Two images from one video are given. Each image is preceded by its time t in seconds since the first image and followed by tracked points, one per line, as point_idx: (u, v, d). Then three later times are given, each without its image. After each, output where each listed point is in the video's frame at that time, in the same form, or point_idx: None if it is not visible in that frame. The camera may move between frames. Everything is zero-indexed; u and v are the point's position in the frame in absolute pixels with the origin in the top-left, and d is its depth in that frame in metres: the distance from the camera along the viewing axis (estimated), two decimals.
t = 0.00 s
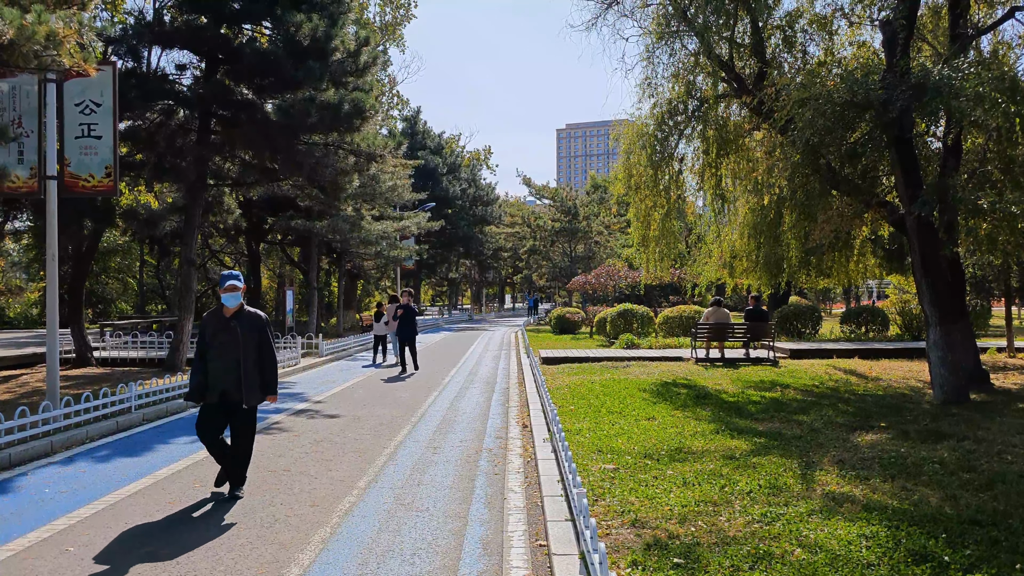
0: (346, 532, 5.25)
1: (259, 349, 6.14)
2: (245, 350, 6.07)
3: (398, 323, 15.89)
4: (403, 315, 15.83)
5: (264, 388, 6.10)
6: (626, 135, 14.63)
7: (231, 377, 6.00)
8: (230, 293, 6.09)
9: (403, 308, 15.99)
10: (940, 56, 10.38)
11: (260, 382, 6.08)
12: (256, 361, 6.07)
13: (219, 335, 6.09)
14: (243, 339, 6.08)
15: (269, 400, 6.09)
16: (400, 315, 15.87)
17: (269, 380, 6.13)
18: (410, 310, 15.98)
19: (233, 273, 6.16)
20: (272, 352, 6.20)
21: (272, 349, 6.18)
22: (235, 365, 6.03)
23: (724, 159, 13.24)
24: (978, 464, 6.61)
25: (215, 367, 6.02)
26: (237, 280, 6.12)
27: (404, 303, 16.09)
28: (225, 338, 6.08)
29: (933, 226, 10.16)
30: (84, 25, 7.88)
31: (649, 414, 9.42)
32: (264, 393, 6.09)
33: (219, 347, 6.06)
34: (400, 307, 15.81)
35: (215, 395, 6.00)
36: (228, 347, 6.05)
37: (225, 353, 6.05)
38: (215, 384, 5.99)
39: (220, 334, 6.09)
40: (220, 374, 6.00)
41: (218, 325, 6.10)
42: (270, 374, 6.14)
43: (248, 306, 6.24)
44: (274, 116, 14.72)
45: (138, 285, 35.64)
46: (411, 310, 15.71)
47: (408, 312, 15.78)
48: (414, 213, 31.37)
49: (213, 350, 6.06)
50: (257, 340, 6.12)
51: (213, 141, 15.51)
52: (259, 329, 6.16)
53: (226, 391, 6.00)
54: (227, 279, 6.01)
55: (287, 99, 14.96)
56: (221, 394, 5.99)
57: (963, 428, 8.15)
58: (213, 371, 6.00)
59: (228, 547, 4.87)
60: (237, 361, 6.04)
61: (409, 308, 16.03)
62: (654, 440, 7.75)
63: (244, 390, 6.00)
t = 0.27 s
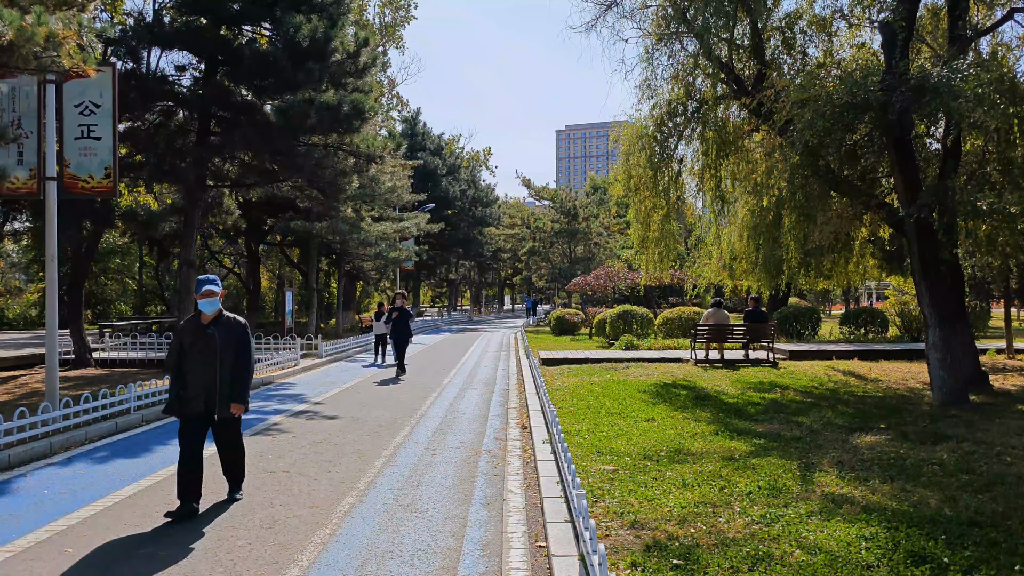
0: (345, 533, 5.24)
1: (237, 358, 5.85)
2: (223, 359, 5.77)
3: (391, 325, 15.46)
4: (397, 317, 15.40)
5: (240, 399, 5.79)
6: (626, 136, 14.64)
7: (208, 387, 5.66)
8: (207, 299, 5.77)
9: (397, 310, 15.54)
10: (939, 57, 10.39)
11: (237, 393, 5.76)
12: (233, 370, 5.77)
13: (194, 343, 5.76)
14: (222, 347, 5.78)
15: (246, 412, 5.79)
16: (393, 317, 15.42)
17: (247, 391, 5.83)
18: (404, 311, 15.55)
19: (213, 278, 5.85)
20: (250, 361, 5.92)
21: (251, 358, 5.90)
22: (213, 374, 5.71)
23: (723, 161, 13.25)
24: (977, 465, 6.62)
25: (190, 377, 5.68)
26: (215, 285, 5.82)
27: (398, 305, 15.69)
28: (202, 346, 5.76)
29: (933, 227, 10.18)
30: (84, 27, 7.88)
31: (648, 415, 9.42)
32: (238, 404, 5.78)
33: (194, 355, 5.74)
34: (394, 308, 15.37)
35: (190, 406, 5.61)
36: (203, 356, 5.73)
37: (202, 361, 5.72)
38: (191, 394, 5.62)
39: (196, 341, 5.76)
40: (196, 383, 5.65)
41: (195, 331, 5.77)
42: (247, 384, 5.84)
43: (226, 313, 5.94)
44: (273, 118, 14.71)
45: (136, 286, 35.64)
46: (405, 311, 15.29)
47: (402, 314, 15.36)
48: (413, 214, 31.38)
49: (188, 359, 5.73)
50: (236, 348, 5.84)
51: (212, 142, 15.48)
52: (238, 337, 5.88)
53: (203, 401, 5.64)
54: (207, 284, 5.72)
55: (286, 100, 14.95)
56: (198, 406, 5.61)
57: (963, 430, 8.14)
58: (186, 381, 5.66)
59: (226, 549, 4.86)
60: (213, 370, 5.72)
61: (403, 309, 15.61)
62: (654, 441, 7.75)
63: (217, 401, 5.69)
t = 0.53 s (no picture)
0: (346, 534, 5.24)
1: (216, 355, 5.49)
2: (199, 357, 5.42)
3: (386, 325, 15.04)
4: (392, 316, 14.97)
5: (220, 398, 5.41)
6: (626, 136, 14.64)
7: (184, 387, 5.33)
8: (181, 294, 5.44)
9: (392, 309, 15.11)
10: (939, 58, 10.38)
11: (216, 392, 5.40)
12: (212, 368, 5.41)
13: (171, 342, 5.44)
14: (198, 345, 5.43)
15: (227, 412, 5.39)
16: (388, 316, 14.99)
17: (227, 390, 5.43)
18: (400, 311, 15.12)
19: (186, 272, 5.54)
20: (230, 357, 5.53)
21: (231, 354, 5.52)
22: (189, 374, 5.37)
23: (723, 161, 13.25)
24: (978, 466, 6.61)
25: (166, 378, 5.35)
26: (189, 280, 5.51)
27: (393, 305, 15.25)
28: (178, 345, 5.42)
29: (933, 228, 10.16)
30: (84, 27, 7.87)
31: (648, 416, 9.42)
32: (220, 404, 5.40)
33: (171, 355, 5.41)
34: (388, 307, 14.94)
35: (168, 409, 5.29)
36: (180, 355, 5.40)
37: (179, 361, 5.39)
38: (168, 397, 5.30)
39: (172, 340, 5.44)
40: (171, 384, 5.33)
41: (170, 329, 5.44)
42: (227, 382, 5.45)
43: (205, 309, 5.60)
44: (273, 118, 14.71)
45: (137, 286, 35.69)
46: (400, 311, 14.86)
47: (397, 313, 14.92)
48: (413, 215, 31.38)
49: (165, 358, 5.41)
50: (213, 344, 5.47)
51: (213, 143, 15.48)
52: (216, 333, 5.52)
53: (179, 403, 5.31)
54: (178, 278, 5.40)
55: (286, 101, 14.94)
56: (174, 407, 5.29)
57: (963, 431, 8.14)
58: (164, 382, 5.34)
59: (226, 550, 4.86)
60: (190, 369, 5.38)
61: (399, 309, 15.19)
62: (654, 442, 7.75)
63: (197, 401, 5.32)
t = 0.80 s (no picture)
0: (346, 534, 5.24)
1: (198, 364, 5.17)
2: (181, 366, 5.08)
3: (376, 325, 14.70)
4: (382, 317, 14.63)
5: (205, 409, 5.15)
6: (627, 137, 14.63)
7: (164, 397, 4.99)
8: (162, 298, 5.04)
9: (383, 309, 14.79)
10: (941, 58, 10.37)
11: (200, 403, 5.12)
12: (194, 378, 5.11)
13: (149, 348, 5.07)
14: (180, 352, 5.09)
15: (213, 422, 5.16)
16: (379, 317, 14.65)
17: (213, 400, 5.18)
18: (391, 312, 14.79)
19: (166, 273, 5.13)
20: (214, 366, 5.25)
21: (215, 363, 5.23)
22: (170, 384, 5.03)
23: (725, 161, 13.23)
24: (979, 466, 6.60)
25: (144, 386, 5.00)
26: (170, 284, 5.10)
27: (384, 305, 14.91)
28: (157, 351, 5.06)
29: (934, 228, 10.14)
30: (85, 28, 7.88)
31: (649, 416, 9.41)
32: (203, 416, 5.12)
33: (150, 362, 5.05)
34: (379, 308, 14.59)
35: (146, 419, 4.97)
36: (159, 362, 5.05)
37: (158, 369, 5.04)
38: (146, 406, 4.97)
39: (150, 346, 5.07)
40: (150, 393, 4.98)
41: (149, 335, 5.08)
42: (212, 392, 5.19)
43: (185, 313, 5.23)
44: (274, 119, 14.72)
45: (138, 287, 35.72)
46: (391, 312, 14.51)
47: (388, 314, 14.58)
48: (415, 215, 31.38)
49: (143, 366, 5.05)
50: (197, 352, 5.15)
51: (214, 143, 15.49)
52: (199, 339, 5.20)
53: (160, 414, 4.98)
54: (161, 281, 5.00)
55: (288, 101, 14.95)
56: (155, 418, 4.96)
57: (964, 431, 8.13)
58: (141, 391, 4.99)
59: (227, 549, 4.86)
60: (170, 378, 5.04)
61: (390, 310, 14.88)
62: (655, 442, 7.75)
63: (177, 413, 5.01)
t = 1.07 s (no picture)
0: (347, 533, 5.24)
1: (175, 366, 4.88)
2: (157, 368, 4.81)
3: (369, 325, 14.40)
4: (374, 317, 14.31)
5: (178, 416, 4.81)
6: (628, 136, 14.63)
7: (137, 402, 4.73)
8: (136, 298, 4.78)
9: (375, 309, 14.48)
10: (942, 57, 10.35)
11: (174, 409, 4.80)
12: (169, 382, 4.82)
13: (124, 349, 4.81)
14: (155, 354, 4.81)
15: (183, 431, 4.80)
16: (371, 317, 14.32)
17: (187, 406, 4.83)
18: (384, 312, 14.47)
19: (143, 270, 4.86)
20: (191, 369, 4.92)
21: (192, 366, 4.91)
22: (143, 386, 4.77)
23: (725, 160, 13.22)
24: (979, 466, 6.59)
25: (119, 389, 4.76)
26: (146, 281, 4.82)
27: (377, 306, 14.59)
28: (132, 353, 4.81)
29: (935, 227, 10.11)
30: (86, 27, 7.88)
31: (650, 415, 9.41)
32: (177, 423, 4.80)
33: (124, 364, 4.80)
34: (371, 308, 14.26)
35: (118, 424, 4.71)
36: (133, 364, 4.79)
37: (132, 372, 4.79)
38: (119, 411, 4.71)
39: (125, 347, 4.81)
40: (123, 397, 4.73)
41: (124, 335, 4.83)
42: (187, 398, 4.86)
43: (164, 312, 4.96)
44: (274, 118, 14.71)
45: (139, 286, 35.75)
46: (384, 312, 14.20)
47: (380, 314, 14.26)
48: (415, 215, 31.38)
49: (118, 368, 4.81)
50: (173, 354, 4.86)
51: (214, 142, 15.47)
52: (177, 340, 4.90)
53: (132, 418, 4.73)
54: (132, 277, 4.73)
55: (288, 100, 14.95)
56: (126, 422, 4.71)
57: (965, 430, 8.12)
58: (115, 395, 4.74)
59: (227, 549, 4.85)
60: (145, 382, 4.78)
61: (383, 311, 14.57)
62: (656, 441, 7.75)
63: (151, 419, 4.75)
